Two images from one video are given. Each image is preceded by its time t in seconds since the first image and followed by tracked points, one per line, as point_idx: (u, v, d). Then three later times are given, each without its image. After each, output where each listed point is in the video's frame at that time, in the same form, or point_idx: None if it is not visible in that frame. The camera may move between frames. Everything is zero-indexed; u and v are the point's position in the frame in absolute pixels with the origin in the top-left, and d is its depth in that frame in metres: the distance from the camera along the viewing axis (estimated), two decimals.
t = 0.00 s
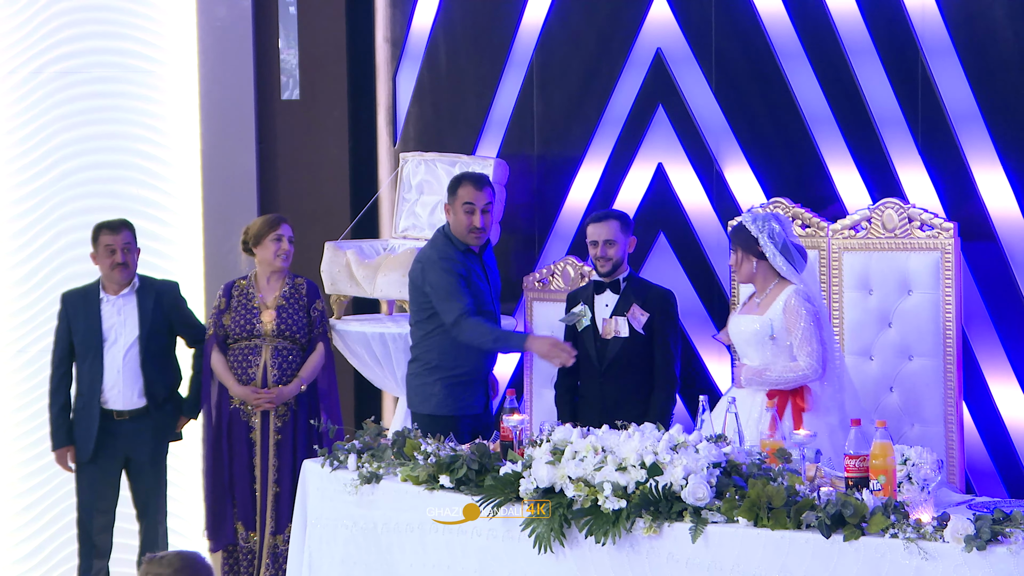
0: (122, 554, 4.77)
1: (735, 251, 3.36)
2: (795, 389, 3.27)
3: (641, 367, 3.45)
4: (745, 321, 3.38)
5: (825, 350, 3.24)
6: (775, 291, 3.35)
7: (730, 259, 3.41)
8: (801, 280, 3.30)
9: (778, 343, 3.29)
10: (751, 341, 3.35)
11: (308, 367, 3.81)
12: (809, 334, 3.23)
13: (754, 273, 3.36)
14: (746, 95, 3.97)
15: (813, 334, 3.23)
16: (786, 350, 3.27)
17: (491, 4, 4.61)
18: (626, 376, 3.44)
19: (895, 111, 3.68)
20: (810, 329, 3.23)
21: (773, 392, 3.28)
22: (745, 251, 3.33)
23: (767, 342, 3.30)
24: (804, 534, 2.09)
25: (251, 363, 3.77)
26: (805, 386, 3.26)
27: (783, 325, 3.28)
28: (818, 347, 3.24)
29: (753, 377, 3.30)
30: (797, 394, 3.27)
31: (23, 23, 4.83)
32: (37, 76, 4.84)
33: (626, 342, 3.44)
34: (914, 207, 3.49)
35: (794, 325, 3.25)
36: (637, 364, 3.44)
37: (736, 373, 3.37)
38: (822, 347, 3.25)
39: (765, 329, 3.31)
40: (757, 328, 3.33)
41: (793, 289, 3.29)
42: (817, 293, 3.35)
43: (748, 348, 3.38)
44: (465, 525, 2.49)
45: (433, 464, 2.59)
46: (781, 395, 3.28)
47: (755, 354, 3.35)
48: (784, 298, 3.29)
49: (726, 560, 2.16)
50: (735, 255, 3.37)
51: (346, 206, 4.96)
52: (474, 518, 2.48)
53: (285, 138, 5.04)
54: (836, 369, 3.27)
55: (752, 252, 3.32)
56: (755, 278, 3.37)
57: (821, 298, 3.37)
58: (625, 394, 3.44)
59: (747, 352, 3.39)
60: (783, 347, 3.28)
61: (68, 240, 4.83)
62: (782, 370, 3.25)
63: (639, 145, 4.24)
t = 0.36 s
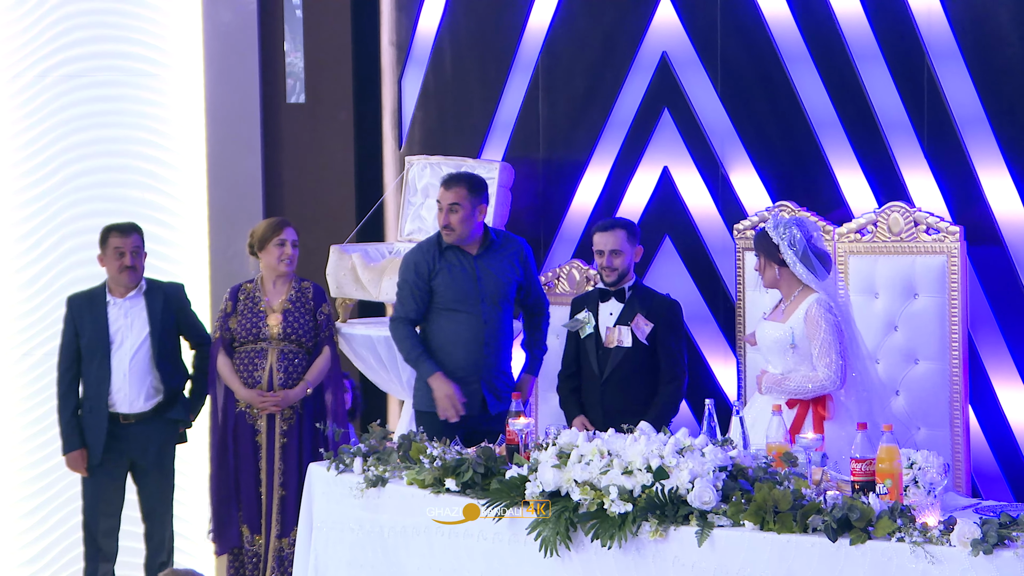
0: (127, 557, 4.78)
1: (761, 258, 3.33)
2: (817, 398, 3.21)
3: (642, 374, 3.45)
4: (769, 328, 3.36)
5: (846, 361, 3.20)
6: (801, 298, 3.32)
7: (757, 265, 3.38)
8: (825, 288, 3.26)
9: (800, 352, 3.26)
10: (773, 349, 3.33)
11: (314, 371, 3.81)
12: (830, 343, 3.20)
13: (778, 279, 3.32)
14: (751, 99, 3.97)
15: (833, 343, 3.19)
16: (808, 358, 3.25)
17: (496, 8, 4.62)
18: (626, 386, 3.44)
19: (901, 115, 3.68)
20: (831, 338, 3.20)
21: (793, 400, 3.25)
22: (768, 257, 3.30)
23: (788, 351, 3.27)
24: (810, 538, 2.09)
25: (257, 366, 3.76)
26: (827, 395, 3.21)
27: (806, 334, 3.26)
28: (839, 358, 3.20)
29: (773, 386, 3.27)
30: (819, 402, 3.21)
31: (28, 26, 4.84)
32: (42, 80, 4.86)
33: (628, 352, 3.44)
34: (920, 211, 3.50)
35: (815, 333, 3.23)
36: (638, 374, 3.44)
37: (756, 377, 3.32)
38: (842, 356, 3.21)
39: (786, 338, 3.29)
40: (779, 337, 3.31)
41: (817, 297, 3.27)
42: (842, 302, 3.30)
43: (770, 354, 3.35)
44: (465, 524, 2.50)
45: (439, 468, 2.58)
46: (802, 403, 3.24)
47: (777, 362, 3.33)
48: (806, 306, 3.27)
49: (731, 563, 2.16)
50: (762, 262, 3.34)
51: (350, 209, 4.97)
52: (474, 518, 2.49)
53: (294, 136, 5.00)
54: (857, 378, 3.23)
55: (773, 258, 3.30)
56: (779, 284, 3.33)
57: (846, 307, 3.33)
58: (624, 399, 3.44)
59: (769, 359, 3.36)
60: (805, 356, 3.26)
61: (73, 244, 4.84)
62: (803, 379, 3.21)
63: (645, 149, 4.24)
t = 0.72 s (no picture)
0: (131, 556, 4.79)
1: (767, 259, 3.33)
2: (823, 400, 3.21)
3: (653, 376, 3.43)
4: (776, 329, 3.38)
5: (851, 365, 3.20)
6: (807, 299, 3.31)
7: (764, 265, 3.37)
8: (831, 290, 3.25)
9: (806, 353, 3.27)
10: (780, 349, 3.34)
11: (319, 369, 3.81)
12: (837, 347, 3.19)
13: (783, 280, 3.32)
14: (755, 98, 3.97)
15: (841, 348, 3.18)
16: (815, 360, 3.25)
17: (500, 6, 4.63)
18: (642, 387, 3.42)
19: (906, 114, 3.67)
20: (839, 342, 3.19)
21: (798, 401, 3.24)
22: (772, 258, 3.30)
23: (794, 352, 3.29)
24: (814, 537, 2.08)
25: (261, 365, 3.77)
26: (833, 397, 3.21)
27: (812, 337, 3.25)
28: (846, 361, 3.19)
29: (779, 387, 3.25)
30: (825, 403, 3.22)
31: (31, 25, 4.84)
32: (46, 79, 4.86)
33: (639, 353, 3.43)
34: (924, 210, 3.49)
35: (822, 338, 3.21)
36: (651, 375, 3.42)
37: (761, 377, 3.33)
38: (849, 360, 3.20)
39: (792, 339, 3.30)
40: (785, 338, 3.32)
41: (824, 300, 3.25)
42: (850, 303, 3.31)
43: (777, 354, 3.36)
44: (464, 524, 2.50)
45: (443, 466, 2.59)
46: (806, 404, 3.24)
47: (783, 362, 3.34)
48: (813, 308, 3.26)
49: (736, 562, 2.15)
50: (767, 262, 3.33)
51: (355, 208, 4.97)
52: (473, 518, 2.49)
53: (296, 136, 5.03)
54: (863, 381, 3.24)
55: (778, 259, 3.29)
56: (784, 284, 3.34)
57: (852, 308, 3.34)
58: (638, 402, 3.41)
59: (776, 359, 3.38)
60: (812, 357, 3.26)
61: (76, 243, 4.84)
62: (809, 381, 3.21)
63: (649, 148, 4.25)
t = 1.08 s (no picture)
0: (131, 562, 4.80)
1: (758, 259, 3.31)
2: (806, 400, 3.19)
3: (641, 382, 3.33)
4: (758, 331, 3.38)
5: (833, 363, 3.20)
6: (791, 301, 3.32)
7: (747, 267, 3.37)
8: (819, 291, 3.25)
9: (790, 355, 3.27)
10: (763, 351, 3.34)
11: (307, 386, 3.75)
12: (818, 344, 3.18)
13: (777, 281, 3.32)
14: (754, 105, 3.98)
15: (823, 345, 3.18)
16: (798, 360, 3.26)
17: (498, 13, 4.65)
18: (636, 396, 3.33)
19: (904, 122, 3.67)
20: (821, 340, 3.18)
21: (783, 402, 3.22)
22: (769, 259, 3.29)
23: (779, 353, 3.29)
24: (812, 545, 2.08)
25: (253, 375, 3.81)
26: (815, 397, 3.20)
27: (796, 337, 3.26)
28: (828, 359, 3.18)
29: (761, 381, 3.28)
30: (808, 405, 3.20)
31: (32, 32, 4.89)
32: (46, 85, 4.91)
33: (625, 356, 3.35)
34: (923, 217, 3.48)
35: (806, 334, 3.22)
36: (644, 382, 3.33)
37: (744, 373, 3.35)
38: (831, 359, 3.20)
39: (777, 340, 3.30)
40: (770, 339, 3.32)
41: (808, 300, 3.26)
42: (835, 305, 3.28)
43: (762, 355, 3.36)
44: (465, 524, 2.50)
45: (442, 474, 2.57)
46: (791, 404, 3.20)
47: (768, 363, 3.34)
48: (797, 311, 3.27)
49: (735, 570, 2.15)
50: (756, 264, 3.32)
51: (354, 213, 4.97)
52: (474, 518, 2.48)
53: (294, 143, 5.04)
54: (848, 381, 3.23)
55: (777, 260, 3.28)
56: (775, 286, 3.33)
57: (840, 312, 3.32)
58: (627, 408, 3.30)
59: (758, 360, 3.39)
60: (796, 359, 3.27)
61: (76, 249, 4.89)
62: (790, 376, 3.21)
63: (648, 154, 4.25)
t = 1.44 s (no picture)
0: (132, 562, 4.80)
1: (769, 256, 3.27)
2: (812, 401, 3.23)
3: (647, 382, 3.33)
4: (765, 332, 3.36)
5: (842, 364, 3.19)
6: (796, 301, 3.31)
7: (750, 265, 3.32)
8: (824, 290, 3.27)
9: (797, 355, 3.26)
10: (770, 351, 3.33)
11: (306, 386, 3.75)
12: (828, 346, 3.18)
13: (785, 279, 3.30)
14: (755, 105, 3.98)
15: (832, 347, 3.17)
16: (805, 361, 3.25)
17: (499, 13, 4.65)
18: (641, 395, 3.32)
19: (905, 121, 3.67)
20: (830, 341, 3.18)
21: (789, 404, 3.25)
22: (780, 256, 3.27)
23: (785, 354, 3.28)
24: (814, 545, 2.08)
25: (254, 376, 3.81)
26: (822, 398, 3.23)
27: (803, 338, 3.25)
28: (838, 359, 3.19)
29: (770, 382, 3.26)
30: (815, 406, 3.23)
31: (33, 32, 4.89)
32: (47, 85, 4.91)
33: (633, 357, 3.35)
34: (924, 217, 3.48)
35: (813, 337, 3.21)
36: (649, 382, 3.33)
37: (750, 377, 3.32)
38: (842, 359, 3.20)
39: (783, 341, 3.29)
40: (775, 340, 3.31)
41: (813, 300, 3.26)
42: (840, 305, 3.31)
43: (768, 357, 3.36)
44: (464, 524, 2.50)
45: (443, 474, 2.57)
46: (798, 406, 3.24)
47: (774, 364, 3.33)
48: (803, 310, 3.26)
49: (736, 570, 2.15)
50: (766, 261, 3.28)
51: (355, 213, 4.97)
52: (473, 518, 2.49)
53: (296, 143, 5.05)
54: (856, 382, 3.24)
55: (788, 258, 3.28)
56: (782, 284, 3.32)
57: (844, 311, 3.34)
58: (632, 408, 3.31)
59: (765, 361, 3.37)
60: (802, 359, 3.26)
61: (77, 249, 4.89)
62: (802, 376, 3.20)
63: (649, 154, 4.25)
